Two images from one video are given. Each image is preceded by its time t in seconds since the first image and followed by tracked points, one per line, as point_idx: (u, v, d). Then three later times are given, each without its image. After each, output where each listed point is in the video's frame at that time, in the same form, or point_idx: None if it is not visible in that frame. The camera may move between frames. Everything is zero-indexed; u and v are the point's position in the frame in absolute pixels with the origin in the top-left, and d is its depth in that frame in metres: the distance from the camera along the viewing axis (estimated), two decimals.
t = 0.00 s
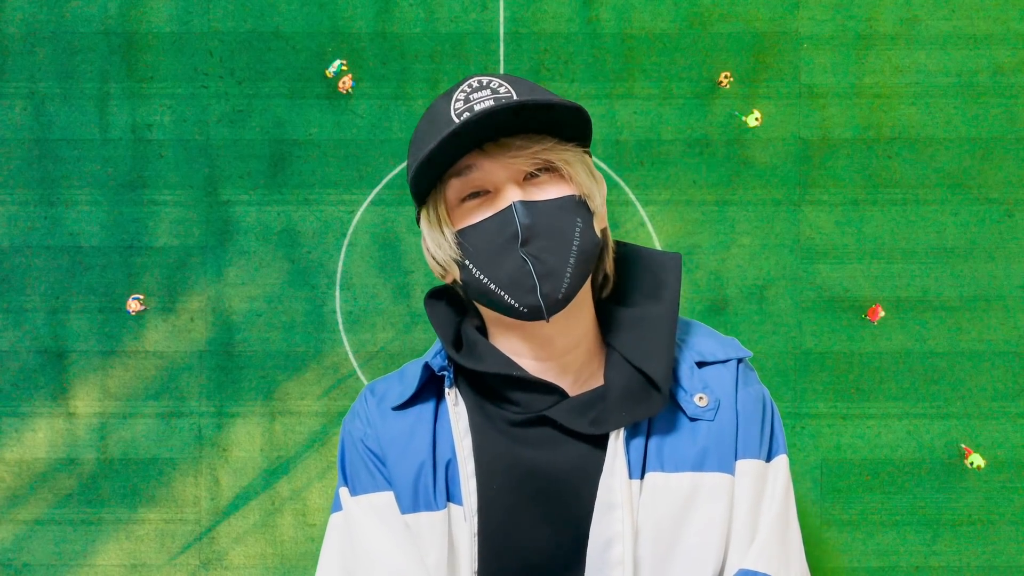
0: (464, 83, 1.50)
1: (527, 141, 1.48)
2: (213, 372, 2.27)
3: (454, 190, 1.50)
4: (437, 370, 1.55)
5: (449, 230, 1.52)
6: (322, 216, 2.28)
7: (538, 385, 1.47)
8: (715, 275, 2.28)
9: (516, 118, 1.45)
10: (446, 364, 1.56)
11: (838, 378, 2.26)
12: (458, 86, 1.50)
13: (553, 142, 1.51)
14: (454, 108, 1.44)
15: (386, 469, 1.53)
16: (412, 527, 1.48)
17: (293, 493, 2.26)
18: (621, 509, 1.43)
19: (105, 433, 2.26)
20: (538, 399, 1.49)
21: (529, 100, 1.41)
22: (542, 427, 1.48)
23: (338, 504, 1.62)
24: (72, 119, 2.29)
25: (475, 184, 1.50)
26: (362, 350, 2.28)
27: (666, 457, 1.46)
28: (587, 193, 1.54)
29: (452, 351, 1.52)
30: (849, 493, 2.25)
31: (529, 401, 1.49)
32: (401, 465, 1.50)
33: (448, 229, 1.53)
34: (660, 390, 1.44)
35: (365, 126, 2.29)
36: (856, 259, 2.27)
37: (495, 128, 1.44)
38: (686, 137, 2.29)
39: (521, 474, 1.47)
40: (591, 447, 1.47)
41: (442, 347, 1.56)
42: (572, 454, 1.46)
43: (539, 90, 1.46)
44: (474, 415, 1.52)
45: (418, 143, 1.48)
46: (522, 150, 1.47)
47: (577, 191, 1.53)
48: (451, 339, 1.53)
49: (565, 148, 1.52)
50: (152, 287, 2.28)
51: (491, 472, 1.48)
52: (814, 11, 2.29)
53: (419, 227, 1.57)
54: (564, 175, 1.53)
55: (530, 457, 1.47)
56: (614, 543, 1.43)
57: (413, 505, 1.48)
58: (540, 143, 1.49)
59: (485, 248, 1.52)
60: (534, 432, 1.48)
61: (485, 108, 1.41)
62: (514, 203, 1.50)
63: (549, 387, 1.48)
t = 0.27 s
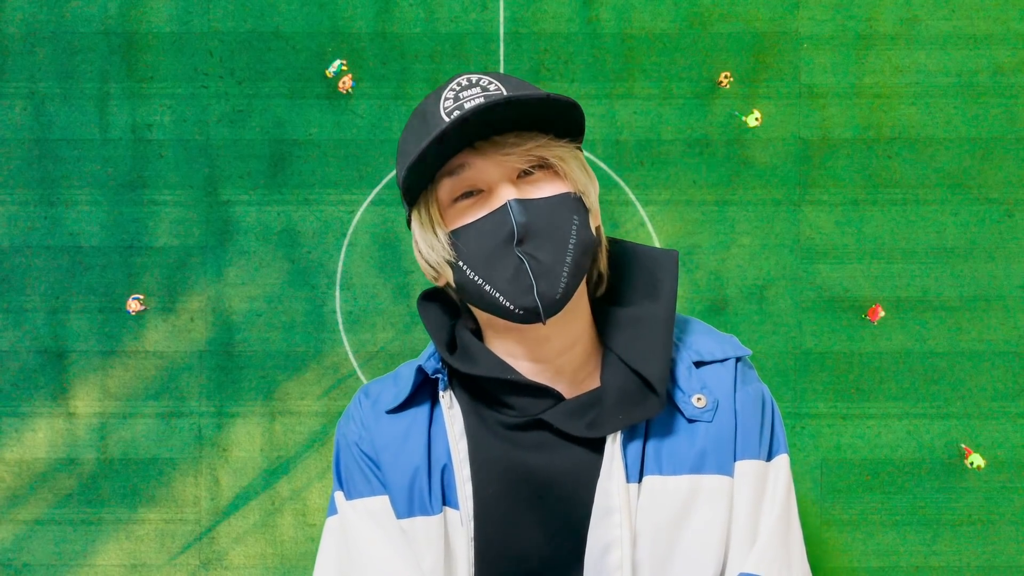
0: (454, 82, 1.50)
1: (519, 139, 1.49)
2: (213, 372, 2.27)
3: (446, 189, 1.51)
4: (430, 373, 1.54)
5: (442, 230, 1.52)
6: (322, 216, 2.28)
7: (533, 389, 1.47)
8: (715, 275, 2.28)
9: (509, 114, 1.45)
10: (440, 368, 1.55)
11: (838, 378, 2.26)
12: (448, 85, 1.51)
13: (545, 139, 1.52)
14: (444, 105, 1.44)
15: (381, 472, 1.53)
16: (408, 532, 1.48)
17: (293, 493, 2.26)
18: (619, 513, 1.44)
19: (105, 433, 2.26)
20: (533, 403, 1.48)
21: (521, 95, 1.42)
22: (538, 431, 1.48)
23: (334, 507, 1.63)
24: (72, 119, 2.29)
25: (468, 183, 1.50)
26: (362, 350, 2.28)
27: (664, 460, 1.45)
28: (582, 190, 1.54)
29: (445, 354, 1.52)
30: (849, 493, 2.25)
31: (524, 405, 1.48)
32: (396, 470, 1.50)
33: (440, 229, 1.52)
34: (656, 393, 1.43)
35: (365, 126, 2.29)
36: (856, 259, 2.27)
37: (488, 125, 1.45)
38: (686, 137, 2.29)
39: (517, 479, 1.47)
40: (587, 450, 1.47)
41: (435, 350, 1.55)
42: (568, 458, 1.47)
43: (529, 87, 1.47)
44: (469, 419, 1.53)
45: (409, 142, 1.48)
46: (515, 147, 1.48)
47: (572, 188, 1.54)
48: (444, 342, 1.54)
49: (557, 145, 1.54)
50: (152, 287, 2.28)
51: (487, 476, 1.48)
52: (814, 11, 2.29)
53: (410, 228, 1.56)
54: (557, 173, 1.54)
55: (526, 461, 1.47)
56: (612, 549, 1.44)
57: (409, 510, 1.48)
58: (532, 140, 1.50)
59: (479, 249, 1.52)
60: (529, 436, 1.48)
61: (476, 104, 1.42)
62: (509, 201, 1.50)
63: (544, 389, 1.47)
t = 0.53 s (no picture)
0: (434, 84, 1.46)
1: (504, 141, 1.46)
2: (213, 372, 2.27)
3: (433, 198, 1.48)
4: (426, 377, 1.53)
5: (431, 240, 1.50)
6: (322, 216, 2.28)
7: (531, 392, 1.46)
8: (715, 275, 2.28)
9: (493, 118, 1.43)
10: (436, 370, 1.54)
11: (838, 378, 2.26)
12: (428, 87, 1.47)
13: (531, 139, 1.49)
14: (425, 112, 1.41)
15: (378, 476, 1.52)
16: (405, 535, 1.48)
17: (293, 493, 2.26)
18: (618, 518, 1.44)
19: (105, 433, 2.26)
20: (531, 406, 1.47)
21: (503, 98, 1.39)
22: (536, 434, 1.48)
23: (331, 510, 1.62)
24: (72, 119, 2.29)
25: (455, 190, 1.48)
26: (362, 350, 2.28)
27: (664, 462, 1.45)
28: (572, 189, 1.52)
29: (441, 358, 1.50)
30: (849, 493, 2.25)
31: (522, 409, 1.48)
32: (393, 474, 1.49)
33: (430, 239, 1.50)
34: (656, 396, 1.43)
35: (365, 126, 2.29)
36: (856, 259, 2.27)
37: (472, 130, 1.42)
38: (686, 137, 2.29)
39: (516, 482, 1.47)
40: (585, 453, 1.47)
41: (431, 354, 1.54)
42: (566, 461, 1.47)
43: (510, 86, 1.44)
44: (466, 422, 1.51)
45: (392, 152, 1.45)
46: (500, 151, 1.45)
47: (561, 188, 1.53)
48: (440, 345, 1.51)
49: (545, 144, 1.50)
50: (152, 287, 2.28)
51: (485, 480, 1.48)
52: (814, 11, 2.29)
53: (399, 239, 1.53)
54: (545, 173, 1.52)
55: (525, 464, 1.47)
56: (613, 553, 1.45)
57: (406, 514, 1.48)
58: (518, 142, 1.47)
59: (471, 256, 1.52)
60: (528, 439, 1.48)
61: (459, 109, 1.39)
62: (499, 207, 1.49)
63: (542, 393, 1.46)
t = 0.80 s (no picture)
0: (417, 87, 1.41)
1: (491, 148, 1.43)
2: (213, 372, 2.27)
3: (422, 209, 1.46)
4: (422, 379, 1.52)
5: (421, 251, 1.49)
6: (322, 216, 2.28)
7: (528, 396, 1.47)
8: (715, 275, 2.28)
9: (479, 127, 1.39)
10: (432, 373, 1.53)
11: (838, 378, 2.26)
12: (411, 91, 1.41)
13: (519, 143, 1.45)
14: (409, 121, 1.37)
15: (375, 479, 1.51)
16: (404, 539, 1.47)
17: (293, 493, 2.26)
18: (617, 521, 1.44)
19: (105, 433, 2.26)
20: (527, 409, 1.48)
21: (493, 108, 1.35)
22: (534, 437, 1.48)
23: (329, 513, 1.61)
24: (72, 119, 2.29)
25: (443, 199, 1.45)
26: (362, 350, 2.28)
27: (663, 464, 1.45)
28: (563, 193, 1.50)
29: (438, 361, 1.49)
30: (849, 493, 2.25)
31: (519, 413, 1.48)
32: (391, 478, 1.49)
33: (420, 250, 1.48)
34: (654, 398, 1.43)
35: (365, 126, 2.29)
36: (856, 259, 2.27)
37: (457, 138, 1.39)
38: (686, 137, 2.29)
39: (514, 485, 1.47)
40: (585, 456, 1.46)
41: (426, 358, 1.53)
42: (564, 464, 1.46)
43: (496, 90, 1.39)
44: (464, 425, 1.50)
45: (377, 163, 1.41)
46: (488, 159, 1.42)
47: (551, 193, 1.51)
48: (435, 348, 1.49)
49: (533, 148, 1.47)
50: (152, 287, 2.28)
51: (483, 483, 1.47)
52: (814, 11, 2.29)
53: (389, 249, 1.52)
54: (535, 178, 1.51)
55: (523, 467, 1.46)
56: (612, 556, 1.45)
57: (404, 518, 1.47)
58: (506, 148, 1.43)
59: (463, 264, 1.52)
60: (526, 442, 1.48)
61: (444, 117, 1.35)
62: (489, 217, 1.49)
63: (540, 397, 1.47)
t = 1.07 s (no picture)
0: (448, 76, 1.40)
1: (511, 148, 1.40)
2: (213, 372, 2.27)
3: (433, 198, 1.44)
4: (418, 380, 1.52)
5: (428, 239, 1.48)
6: (322, 216, 2.28)
7: (523, 396, 1.46)
8: (715, 275, 2.28)
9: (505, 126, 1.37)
10: (428, 373, 1.52)
11: (838, 378, 2.26)
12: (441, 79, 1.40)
13: (539, 147, 1.43)
14: (434, 109, 1.36)
15: (372, 479, 1.52)
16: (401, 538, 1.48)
17: (293, 493, 2.26)
18: (611, 520, 1.43)
19: (105, 433, 2.26)
20: (523, 409, 1.48)
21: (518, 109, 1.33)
22: (529, 437, 1.47)
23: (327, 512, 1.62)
24: (72, 119, 2.29)
25: (455, 192, 1.44)
26: (362, 350, 2.28)
27: (658, 464, 1.45)
28: (575, 201, 1.50)
29: (433, 360, 1.48)
30: (849, 493, 2.25)
31: (515, 412, 1.48)
32: (388, 478, 1.49)
33: (426, 238, 1.48)
34: (648, 398, 1.43)
35: (365, 126, 2.29)
36: (856, 259, 2.27)
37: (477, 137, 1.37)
38: (686, 137, 2.29)
39: (509, 485, 1.46)
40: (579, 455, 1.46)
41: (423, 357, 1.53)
42: (560, 464, 1.46)
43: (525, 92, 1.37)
44: (459, 424, 1.50)
45: (396, 146, 1.40)
46: (507, 158, 1.40)
47: (564, 199, 1.50)
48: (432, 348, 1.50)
49: (552, 154, 1.44)
50: (152, 287, 2.28)
51: (479, 483, 1.47)
52: (814, 11, 2.29)
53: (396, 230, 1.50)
54: (550, 182, 1.48)
55: (517, 467, 1.45)
56: (606, 555, 1.44)
57: (400, 518, 1.49)
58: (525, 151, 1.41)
59: (467, 259, 1.50)
60: (521, 442, 1.47)
61: (468, 113, 1.34)
62: (499, 215, 1.48)
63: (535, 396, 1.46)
